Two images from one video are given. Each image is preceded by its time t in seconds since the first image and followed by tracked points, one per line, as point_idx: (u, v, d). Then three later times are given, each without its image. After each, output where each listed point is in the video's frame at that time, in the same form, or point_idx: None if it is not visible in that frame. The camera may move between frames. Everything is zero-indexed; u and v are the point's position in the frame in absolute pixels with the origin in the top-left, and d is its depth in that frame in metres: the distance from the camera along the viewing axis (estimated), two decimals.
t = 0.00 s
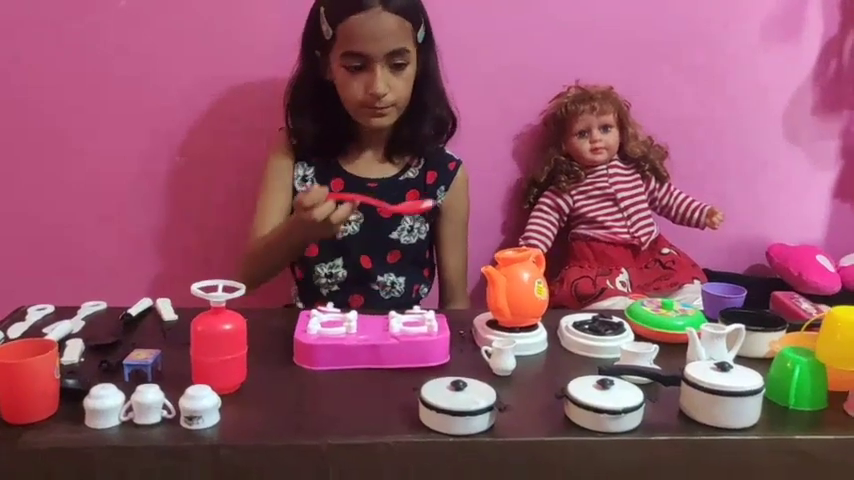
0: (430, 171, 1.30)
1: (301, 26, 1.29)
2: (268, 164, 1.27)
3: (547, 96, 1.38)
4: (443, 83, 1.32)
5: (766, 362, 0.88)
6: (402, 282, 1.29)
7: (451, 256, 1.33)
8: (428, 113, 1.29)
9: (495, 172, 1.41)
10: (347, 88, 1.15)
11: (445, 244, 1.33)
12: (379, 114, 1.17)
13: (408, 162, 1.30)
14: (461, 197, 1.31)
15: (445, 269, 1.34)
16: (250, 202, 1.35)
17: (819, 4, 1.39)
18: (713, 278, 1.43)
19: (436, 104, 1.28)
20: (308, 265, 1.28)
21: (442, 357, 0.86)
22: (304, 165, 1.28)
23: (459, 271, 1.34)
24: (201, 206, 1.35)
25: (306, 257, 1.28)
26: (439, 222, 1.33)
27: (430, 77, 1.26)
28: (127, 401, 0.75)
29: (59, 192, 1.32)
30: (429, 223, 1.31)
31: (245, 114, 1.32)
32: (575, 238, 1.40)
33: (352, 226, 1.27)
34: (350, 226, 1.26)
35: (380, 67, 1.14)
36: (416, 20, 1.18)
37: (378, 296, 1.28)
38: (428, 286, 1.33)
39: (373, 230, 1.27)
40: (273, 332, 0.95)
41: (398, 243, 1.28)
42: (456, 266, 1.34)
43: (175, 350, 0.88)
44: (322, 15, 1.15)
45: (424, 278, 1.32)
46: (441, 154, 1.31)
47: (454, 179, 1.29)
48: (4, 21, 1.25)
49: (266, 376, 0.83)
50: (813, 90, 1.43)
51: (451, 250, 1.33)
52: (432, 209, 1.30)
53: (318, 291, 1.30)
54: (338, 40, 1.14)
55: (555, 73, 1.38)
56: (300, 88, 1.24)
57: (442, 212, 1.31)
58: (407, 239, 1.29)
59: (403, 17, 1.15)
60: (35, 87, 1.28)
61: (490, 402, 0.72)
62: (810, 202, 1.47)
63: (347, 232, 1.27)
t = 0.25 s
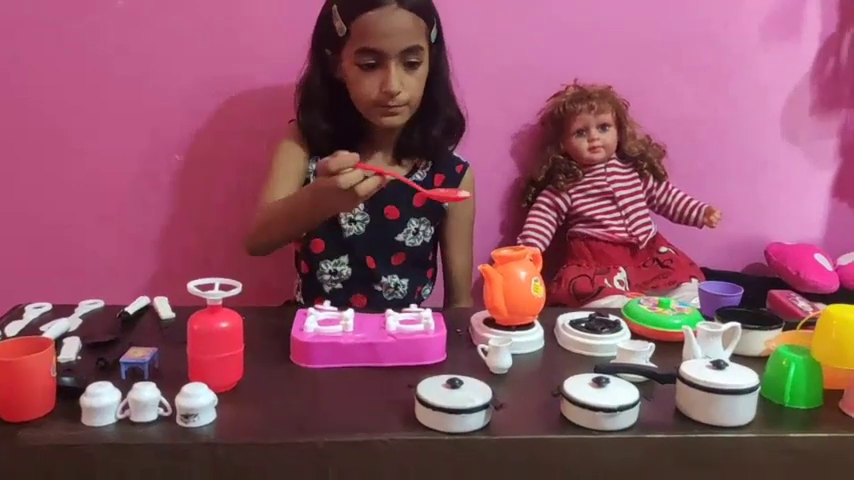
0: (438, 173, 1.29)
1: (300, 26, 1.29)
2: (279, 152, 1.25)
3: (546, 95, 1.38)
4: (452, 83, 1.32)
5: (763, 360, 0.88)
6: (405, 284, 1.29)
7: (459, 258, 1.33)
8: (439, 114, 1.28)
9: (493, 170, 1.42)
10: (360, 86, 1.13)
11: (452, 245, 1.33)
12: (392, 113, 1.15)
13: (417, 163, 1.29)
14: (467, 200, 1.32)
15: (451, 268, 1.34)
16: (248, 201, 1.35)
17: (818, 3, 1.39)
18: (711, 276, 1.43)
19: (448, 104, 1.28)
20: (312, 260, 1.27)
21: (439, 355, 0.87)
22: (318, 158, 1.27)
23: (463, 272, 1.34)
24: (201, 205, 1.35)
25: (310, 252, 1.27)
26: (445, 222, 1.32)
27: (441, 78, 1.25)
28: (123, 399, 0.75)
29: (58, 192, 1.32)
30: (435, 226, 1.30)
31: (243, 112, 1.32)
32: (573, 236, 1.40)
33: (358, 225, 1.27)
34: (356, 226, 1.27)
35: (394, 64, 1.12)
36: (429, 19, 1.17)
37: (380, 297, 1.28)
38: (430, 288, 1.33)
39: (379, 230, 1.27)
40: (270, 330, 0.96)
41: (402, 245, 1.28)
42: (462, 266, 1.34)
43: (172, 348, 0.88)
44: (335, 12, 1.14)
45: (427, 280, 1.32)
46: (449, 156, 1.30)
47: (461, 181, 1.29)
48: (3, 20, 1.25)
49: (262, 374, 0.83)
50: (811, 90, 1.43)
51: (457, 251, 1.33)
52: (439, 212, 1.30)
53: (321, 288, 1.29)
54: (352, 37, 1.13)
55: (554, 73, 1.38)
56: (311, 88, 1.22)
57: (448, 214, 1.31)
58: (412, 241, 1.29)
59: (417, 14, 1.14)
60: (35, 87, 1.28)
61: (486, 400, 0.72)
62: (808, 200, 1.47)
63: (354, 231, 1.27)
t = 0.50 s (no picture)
0: (446, 177, 1.29)
1: (300, 26, 1.29)
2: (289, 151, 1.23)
3: (545, 94, 1.39)
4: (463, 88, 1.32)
5: (762, 359, 0.88)
6: (410, 287, 1.29)
7: (465, 262, 1.34)
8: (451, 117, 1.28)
9: (493, 170, 1.42)
10: (375, 86, 1.13)
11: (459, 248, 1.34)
12: (406, 114, 1.14)
13: (425, 167, 1.29)
14: (474, 204, 1.33)
15: (456, 269, 1.34)
16: (248, 200, 1.35)
17: (816, 3, 1.39)
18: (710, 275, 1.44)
19: (459, 106, 1.28)
20: (317, 262, 1.26)
21: (438, 354, 0.87)
22: (327, 161, 1.26)
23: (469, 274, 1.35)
24: (200, 205, 1.35)
25: (315, 254, 1.26)
26: (452, 225, 1.33)
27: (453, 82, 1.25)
28: (124, 398, 0.75)
29: (58, 192, 1.33)
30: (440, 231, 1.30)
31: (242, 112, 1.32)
32: (572, 235, 1.40)
33: (367, 228, 1.26)
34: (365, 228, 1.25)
35: (411, 65, 1.11)
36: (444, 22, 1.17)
37: (385, 300, 1.28)
38: (433, 289, 1.33)
39: (387, 234, 1.26)
40: (270, 330, 0.96)
41: (409, 249, 1.28)
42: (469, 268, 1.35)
43: (172, 348, 0.88)
44: (351, 11, 1.13)
45: (431, 281, 1.33)
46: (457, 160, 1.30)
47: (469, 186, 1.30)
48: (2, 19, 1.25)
49: (262, 374, 0.83)
50: (809, 89, 1.43)
51: (463, 254, 1.34)
52: (446, 216, 1.30)
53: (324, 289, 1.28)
54: (369, 36, 1.12)
55: (553, 72, 1.38)
56: (323, 87, 1.22)
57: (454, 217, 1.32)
58: (419, 245, 1.28)
59: (434, 16, 1.13)
60: (35, 87, 1.28)
61: (485, 399, 0.72)
62: (807, 199, 1.48)
63: (362, 233, 1.26)
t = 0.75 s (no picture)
0: (449, 178, 1.29)
1: (300, 25, 1.29)
2: (290, 152, 1.23)
3: (545, 93, 1.38)
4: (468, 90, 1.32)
5: (763, 358, 0.88)
6: (411, 288, 1.29)
7: (466, 263, 1.34)
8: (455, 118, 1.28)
9: (493, 169, 1.42)
10: (381, 89, 1.13)
11: (460, 249, 1.34)
12: (412, 117, 1.14)
13: (427, 168, 1.29)
14: (475, 207, 1.33)
15: (457, 269, 1.35)
16: (247, 199, 1.35)
17: (816, 2, 1.39)
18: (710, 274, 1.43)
19: (462, 107, 1.27)
20: (319, 262, 1.26)
21: (439, 353, 0.87)
22: (330, 162, 1.26)
23: (470, 275, 1.35)
24: (200, 204, 1.35)
25: (317, 253, 1.26)
26: (453, 226, 1.33)
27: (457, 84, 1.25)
28: (124, 397, 0.75)
29: (58, 191, 1.32)
30: (442, 232, 1.31)
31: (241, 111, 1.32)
32: (572, 234, 1.40)
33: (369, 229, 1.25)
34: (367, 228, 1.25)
35: (417, 69, 1.11)
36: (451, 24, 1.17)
37: (387, 301, 1.28)
38: (434, 290, 1.33)
39: (390, 234, 1.26)
40: (270, 329, 0.96)
41: (411, 250, 1.28)
42: (470, 269, 1.35)
43: (172, 347, 0.88)
44: (358, 12, 1.13)
45: (432, 282, 1.32)
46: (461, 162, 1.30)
47: (472, 187, 1.30)
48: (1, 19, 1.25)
49: (263, 373, 0.83)
50: (809, 87, 1.43)
51: (464, 255, 1.34)
52: (448, 216, 1.30)
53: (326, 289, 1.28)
54: (376, 39, 1.12)
55: (553, 72, 1.38)
56: (327, 88, 1.21)
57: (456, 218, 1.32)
58: (421, 246, 1.28)
59: (442, 19, 1.13)
60: (35, 87, 1.28)
61: (486, 398, 0.72)
62: (807, 198, 1.48)
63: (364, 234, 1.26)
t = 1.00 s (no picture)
0: (453, 178, 1.29)
1: (299, 24, 1.29)
2: (294, 151, 1.22)
3: (545, 92, 1.38)
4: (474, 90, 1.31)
5: (765, 356, 0.88)
6: (413, 288, 1.29)
7: (467, 262, 1.33)
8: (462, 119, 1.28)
9: (493, 167, 1.41)
10: (387, 91, 1.13)
11: (462, 249, 1.33)
12: (418, 119, 1.14)
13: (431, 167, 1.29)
14: (478, 207, 1.33)
15: (455, 269, 1.34)
16: (247, 198, 1.35)
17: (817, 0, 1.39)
18: (710, 273, 1.43)
19: (469, 107, 1.27)
20: (321, 261, 1.25)
21: (440, 353, 0.87)
22: (334, 160, 1.26)
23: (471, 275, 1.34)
24: (200, 204, 1.34)
25: (319, 252, 1.25)
26: (455, 226, 1.33)
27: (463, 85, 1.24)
28: (123, 397, 0.75)
29: (58, 191, 1.32)
30: (445, 232, 1.30)
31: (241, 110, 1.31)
32: (573, 233, 1.40)
33: (373, 228, 1.25)
34: (371, 228, 1.25)
35: (425, 71, 1.11)
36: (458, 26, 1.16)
37: (389, 301, 1.27)
38: (435, 290, 1.33)
39: (393, 234, 1.26)
40: (270, 328, 0.95)
41: (414, 250, 1.28)
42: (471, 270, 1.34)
43: (171, 346, 0.88)
44: (365, 13, 1.12)
45: (434, 283, 1.32)
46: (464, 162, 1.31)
47: (475, 186, 1.30)
48: None
49: (263, 372, 0.83)
50: (810, 86, 1.42)
51: (465, 255, 1.33)
52: (451, 216, 1.30)
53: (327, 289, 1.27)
54: (383, 40, 1.11)
55: (553, 70, 1.37)
56: (332, 88, 1.21)
57: (460, 218, 1.31)
58: (424, 246, 1.28)
59: (450, 21, 1.12)
60: (35, 87, 1.27)
61: (487, 397, 0.72)
62: (808, 196, 1.47)
63: (368, 233, 1.25)
